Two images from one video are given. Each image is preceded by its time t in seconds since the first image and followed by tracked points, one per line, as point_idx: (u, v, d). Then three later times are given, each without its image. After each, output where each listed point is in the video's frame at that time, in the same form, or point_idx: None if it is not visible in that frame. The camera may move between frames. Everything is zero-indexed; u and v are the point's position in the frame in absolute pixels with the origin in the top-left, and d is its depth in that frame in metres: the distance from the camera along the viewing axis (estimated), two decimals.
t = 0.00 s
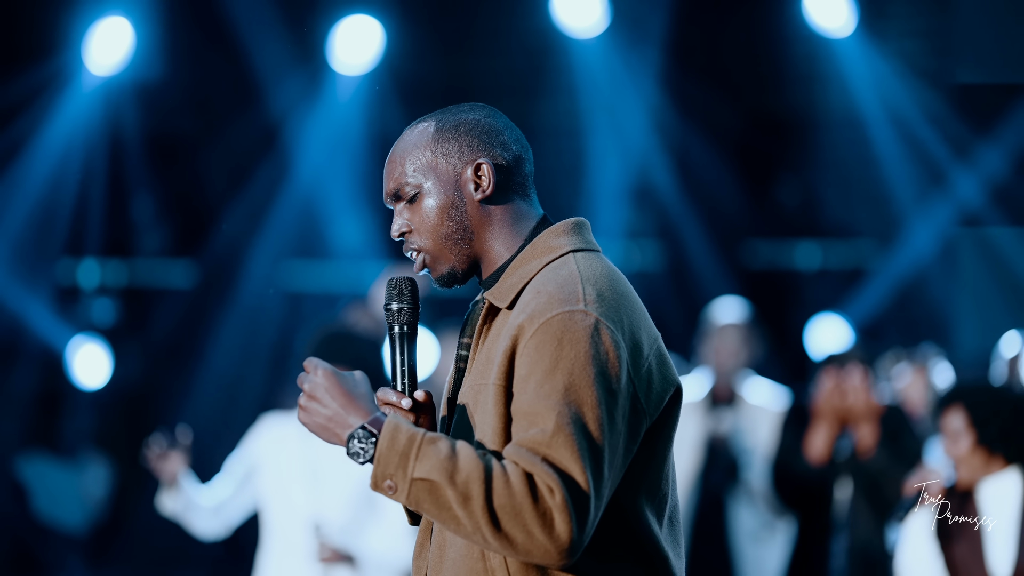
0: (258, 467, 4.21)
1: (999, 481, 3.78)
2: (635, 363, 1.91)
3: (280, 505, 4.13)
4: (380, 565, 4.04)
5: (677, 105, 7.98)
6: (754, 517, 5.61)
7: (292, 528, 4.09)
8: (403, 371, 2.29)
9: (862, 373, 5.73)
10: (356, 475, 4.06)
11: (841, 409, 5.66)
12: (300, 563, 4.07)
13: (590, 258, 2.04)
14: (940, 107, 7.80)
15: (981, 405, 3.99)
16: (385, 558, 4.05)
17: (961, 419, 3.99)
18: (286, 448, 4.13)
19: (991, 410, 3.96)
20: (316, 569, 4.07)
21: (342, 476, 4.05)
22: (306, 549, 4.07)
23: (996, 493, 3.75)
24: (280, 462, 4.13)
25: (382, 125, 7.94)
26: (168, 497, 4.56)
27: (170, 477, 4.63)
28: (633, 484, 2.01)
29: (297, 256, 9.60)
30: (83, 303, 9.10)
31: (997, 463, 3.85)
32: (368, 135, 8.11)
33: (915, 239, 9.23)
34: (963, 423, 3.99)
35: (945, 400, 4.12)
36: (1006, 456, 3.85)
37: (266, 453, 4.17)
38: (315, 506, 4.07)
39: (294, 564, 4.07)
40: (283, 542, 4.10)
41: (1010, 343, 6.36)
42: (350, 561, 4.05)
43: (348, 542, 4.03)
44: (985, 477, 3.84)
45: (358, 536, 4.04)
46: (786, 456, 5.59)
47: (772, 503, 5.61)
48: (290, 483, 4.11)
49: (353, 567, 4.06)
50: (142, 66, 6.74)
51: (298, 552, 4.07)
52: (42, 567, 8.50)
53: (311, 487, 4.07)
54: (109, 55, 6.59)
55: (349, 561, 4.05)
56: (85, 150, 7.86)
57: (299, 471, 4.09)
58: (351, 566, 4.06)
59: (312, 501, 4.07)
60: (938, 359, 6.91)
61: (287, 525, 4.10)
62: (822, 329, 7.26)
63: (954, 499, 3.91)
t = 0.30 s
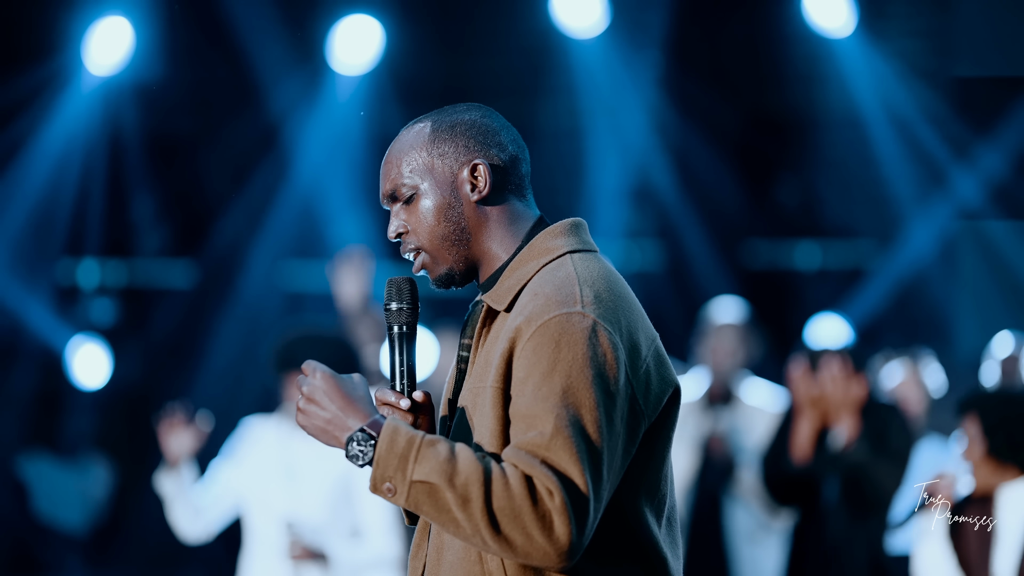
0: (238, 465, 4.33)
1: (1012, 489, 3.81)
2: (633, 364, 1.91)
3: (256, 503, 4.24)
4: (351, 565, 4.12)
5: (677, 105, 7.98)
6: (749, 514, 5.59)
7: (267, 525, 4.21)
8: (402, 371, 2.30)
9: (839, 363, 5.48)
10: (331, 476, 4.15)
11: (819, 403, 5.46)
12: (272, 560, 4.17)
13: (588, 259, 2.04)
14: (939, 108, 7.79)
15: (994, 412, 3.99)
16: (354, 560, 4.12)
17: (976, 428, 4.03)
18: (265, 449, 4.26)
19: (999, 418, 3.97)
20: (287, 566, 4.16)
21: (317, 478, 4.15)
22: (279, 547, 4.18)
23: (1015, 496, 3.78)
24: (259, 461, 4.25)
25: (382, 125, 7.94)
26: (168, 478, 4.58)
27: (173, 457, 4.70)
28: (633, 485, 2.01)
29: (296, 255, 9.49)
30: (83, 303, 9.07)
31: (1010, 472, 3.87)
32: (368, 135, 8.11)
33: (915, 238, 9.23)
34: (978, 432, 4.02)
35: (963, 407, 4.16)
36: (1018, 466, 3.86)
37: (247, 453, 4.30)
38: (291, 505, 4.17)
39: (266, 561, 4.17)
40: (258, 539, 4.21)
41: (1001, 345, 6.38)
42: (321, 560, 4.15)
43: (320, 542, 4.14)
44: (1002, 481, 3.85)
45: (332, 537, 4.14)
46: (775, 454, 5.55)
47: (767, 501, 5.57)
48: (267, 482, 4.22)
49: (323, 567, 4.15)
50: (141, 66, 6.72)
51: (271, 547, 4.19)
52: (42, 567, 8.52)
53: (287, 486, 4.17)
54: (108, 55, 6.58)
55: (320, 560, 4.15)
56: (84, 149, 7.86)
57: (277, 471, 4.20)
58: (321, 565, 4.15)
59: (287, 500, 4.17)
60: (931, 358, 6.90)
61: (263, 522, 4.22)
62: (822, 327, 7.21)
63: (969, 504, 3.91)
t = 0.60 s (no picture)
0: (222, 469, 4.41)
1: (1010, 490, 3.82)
2: (632, 365, 1.91)
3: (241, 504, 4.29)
4: (338, 560, 4.13)
5: (676, 106, 8.00)
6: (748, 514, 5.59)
7: (252, 526, 4.24)
8: (401, 371, 2.30)
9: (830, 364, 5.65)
10: (314, 473, 4.22)
11: (807, 404, 5.60)
12: (259, 561, 4.18)
13: (587, 260, 2.04)
14: (939, 108, 7.80)
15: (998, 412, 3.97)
16: (342, 556, 4.14)
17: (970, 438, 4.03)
18: (247, 451, 4.34)
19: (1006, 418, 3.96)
20: (274, 566, 4.18)
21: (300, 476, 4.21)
22: (264, 548, 4.20)
23: (1018, 496, 3.79)
24: (241, 463, 4.33)
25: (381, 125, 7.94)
26: (137, 494, 4.66)
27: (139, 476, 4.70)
28: (632, 486, 2.01)
29: (296, 255, 9.66)
30: (82, 303, 9.03)
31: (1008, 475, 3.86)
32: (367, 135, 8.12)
33: (914, 237, 9.23)
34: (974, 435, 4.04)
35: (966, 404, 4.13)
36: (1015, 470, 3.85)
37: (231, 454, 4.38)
38: (275, 504, 4.21)
39: (252, 561, 4.18)
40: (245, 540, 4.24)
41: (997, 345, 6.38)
42: (307, 558, 4.18)
43: (306, 539, 4.17)
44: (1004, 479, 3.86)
45: (317, 534, 4.17)
46: (768, 457, 5.59)
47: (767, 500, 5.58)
48: (252, 483, 4.27)
49: (310, 564, 4.18)
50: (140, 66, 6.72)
51: (257, 547, 4.22)
52: (42, 567, 8.53)
53: (271, 485, 4.23)
54: (107, 55, 6.59)
55: (306, 557, 4.18)
56: (83, 150, 7.86)
57: (261, 472, 4.27)
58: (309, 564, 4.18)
59: (270, 500, 4.22)
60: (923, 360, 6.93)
61: (248, 523, 4.25)
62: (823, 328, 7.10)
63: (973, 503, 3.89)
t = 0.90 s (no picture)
0: (212, 477, 4.37)
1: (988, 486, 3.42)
2: (634, 364, 1.91)
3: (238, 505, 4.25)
4: (339, 551, 4.18)
5: (676, 105, 8.02)
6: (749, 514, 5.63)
7: (252, 526, 4.21)
8: (402, 369, 2.30)
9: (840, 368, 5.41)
10: (308, 469, 4.24)
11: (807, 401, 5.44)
12: (262, 560, 4.15)
13: (589, 260, 2.04)
14: (939, 108, 7.80)
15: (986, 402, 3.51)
16: (342, 547, 4.19)
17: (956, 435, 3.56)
18: (237, 454, 4.33)
19: (1001, 410, 3.46)
20: (277, 564, 4.15)
21: (296, 473, 4.22)
22: (265, 547, 4.17)
23: (1001, 494, 3.35)
24: (234, 467, 4.31)
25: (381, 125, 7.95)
26: (122, 518, 4.29)
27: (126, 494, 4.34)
28: (634, 486, 2.01)
29: (295, 256, 9.78)
30: (81, 303, 8.96)
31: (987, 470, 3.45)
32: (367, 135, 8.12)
33: (914, 236, 9.22)
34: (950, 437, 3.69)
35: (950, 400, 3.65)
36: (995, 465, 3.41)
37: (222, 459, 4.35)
38: (273, 502, 4.20)
39: (255, 560, 4.16)
40: (245, 541, 4.20)
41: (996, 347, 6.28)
42: (309, 553, 4.18)
43: (307, 535, 4.17)
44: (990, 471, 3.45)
45: (317, 529, 4.18)
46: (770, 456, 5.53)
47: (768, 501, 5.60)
48: (248, 484, 4.24)
49: (315, 559, 4.18)
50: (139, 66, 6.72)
51: (258, 547, 4.18)
52: (42, 566, 8.52)
53: (268, 484, 4.21)
54: (106, 55, 6.58)
55: (310, 552, 4.18)
56: (83, 149, 7.85)
57: (256, 472, 4.25)
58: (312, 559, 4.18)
59: (268, 498, 4.20)
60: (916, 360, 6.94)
61: (247, 523, 4.22)
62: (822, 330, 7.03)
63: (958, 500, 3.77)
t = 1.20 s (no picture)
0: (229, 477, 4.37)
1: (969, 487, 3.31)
2: (637, 363, 1.90)
3: (257, 506, 4.29)
4: (357, 552, 4.27)
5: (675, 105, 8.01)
6: (748, 515, 5.62)
7: (272, 526, 4.27)
8: (406, 368, 2.30)
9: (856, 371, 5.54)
10: (327, 472, 4.27)
11: (829, 396, 5.55)
12: (282, 558, 4.25)
13: (592, 258, 2.04)
14: (938, 108, 7.80)
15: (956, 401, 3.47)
16: (358, 547, 4.27)
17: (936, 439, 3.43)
18: (255, 452, 4.34)
19: (984, 413, 3.15)
20: (296, 562, 4.24)
21: (315, 473, 4.25)
22: (286, 547, 4.25)
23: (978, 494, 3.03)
24: (253, 468, 4.32)
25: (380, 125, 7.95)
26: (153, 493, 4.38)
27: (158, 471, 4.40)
28: (636, 485, 2.01)
29: (295, 256, 9.61)
30: (81, 303, 8.90)
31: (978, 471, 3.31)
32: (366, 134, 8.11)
33: (915, 236, 9.20)
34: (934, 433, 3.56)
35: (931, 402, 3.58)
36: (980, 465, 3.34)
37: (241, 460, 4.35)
38: (292, 502, 4.25)
39: (274, 558, 4.25)
40: (264, 541, 4.28)
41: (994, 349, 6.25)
42: (327, 551, 4.26)
43: (327, 537, 4.24)
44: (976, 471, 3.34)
45: (337, 531, 4.25)
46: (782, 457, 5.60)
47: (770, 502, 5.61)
48: (267, 485, 4.28)
49: (332, 557, 4.27)
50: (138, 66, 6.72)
51: (277, 545, 4.26)
52: (41, 567, 8.52)
53: (287, 486, 4.24)
54: (105, 54, 6.59)
55: (328, 551, 4.26)
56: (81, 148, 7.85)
57: (274, 473, 4.27)
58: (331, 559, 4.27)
59: (288, 499, 4.25)
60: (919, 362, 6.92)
61: (268, 524, 4.28)
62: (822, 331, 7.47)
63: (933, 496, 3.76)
